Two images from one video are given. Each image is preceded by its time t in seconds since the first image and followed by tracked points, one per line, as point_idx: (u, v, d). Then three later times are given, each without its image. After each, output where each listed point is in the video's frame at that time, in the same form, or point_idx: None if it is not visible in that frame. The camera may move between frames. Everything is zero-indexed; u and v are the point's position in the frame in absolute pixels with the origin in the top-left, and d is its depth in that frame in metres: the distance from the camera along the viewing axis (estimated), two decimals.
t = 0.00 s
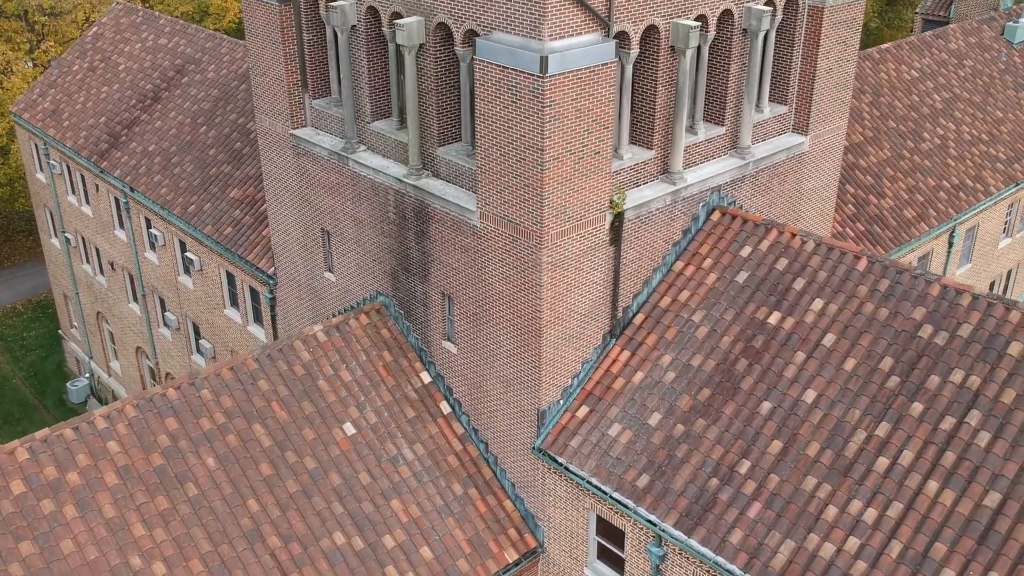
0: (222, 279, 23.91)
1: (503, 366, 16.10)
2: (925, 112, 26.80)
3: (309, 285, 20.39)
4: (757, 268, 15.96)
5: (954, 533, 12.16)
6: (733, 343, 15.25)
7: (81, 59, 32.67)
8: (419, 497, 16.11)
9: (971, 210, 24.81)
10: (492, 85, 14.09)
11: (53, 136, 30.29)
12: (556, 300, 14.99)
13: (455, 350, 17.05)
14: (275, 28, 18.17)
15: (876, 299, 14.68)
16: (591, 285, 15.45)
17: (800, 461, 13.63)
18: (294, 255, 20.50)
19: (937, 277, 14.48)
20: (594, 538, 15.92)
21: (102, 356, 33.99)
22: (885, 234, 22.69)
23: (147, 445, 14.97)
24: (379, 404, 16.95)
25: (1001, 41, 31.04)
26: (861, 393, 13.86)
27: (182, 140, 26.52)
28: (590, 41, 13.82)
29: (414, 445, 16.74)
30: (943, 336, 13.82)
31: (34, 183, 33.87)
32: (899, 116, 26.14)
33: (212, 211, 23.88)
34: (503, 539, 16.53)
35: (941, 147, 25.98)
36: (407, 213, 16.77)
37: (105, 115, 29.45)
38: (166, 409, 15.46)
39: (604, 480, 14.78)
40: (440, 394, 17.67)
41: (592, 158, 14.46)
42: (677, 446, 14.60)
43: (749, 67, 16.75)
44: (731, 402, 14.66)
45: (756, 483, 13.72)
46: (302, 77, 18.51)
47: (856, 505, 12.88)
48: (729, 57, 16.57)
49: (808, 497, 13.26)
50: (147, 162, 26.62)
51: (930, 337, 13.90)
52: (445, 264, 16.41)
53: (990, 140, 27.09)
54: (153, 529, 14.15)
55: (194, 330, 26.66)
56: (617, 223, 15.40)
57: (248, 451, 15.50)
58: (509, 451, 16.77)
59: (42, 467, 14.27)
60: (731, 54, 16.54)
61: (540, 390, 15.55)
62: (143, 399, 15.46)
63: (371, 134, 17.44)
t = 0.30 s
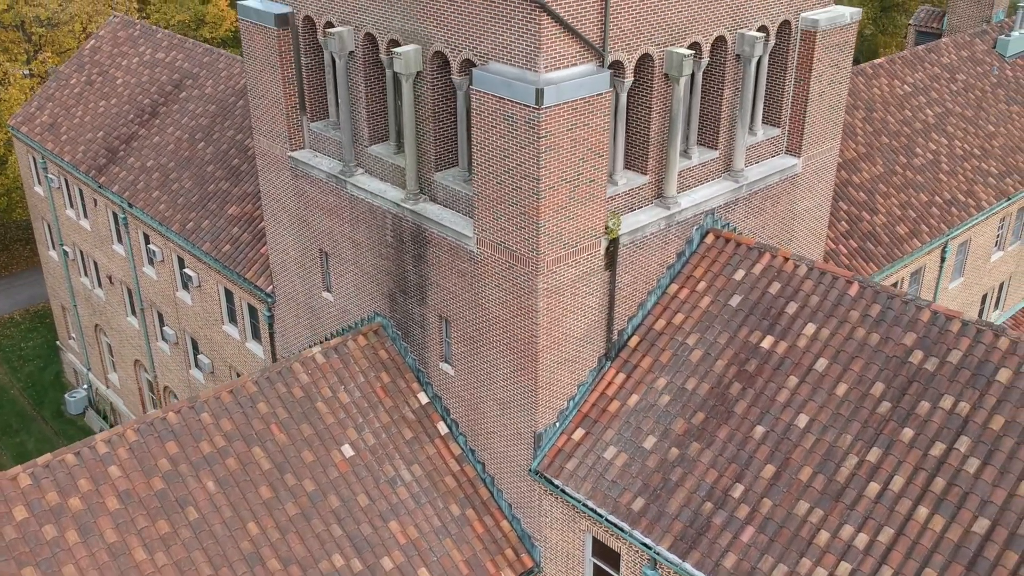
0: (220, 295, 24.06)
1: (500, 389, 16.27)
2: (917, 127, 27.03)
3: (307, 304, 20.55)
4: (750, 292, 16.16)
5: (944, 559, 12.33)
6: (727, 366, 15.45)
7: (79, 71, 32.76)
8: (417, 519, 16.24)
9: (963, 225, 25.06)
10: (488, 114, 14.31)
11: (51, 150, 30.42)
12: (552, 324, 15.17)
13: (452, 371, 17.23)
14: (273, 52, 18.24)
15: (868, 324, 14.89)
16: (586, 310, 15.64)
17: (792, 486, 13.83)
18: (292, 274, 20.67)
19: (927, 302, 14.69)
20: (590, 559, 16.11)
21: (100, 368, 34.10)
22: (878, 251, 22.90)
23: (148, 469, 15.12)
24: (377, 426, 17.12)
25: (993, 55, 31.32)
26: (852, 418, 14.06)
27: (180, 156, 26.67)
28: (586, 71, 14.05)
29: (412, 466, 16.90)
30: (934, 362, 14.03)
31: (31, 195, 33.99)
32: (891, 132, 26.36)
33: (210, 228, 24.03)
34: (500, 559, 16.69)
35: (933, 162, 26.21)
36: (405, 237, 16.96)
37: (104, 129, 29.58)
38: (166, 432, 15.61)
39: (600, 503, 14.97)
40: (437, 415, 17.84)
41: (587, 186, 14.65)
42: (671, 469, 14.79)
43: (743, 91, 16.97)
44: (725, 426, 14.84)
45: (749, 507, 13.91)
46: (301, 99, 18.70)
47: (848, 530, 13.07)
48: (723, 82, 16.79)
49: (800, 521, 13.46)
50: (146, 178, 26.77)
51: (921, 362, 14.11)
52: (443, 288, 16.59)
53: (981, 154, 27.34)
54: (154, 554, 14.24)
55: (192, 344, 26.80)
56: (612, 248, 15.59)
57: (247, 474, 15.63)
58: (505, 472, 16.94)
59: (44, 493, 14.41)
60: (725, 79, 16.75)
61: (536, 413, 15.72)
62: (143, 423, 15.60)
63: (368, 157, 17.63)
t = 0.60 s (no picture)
0: (219, 312, 24.23)
1: (497, 412, 16.45)
2: (910, 143, 27.27)
3: (306, 323, 20.73)
4: (744, 315, 16.38)
5: None
6: (721, 390, 15.65)
7: (77, 85, 32.91)
8: (415, 540, 16.40)
9: (956, 240, 25.31)
10: (485, 144, 14.51)
11: (50, 164, 30.57)
12: (549, 350, 15.36)
13: (450, 394, 17.42)
14: (272, 76, 18.43)
15: (860, 349, 15.11)
16: (582, 334, 15.83)
17: (786, 511, 14.03)
18: (290, 294, 20.84)
19: (919, 328, 14.90)
20: None
21: (98, 380, 34.26)
22: (871, 268, 23.12)
23: (149, 494, 15.26)
24: (375, 448, 17.30)
25: (986, 69, 31.60)
26: (844, 443, 14.27)
27: (178, 172, 26.83)
28: (582, 101, 14.25)
29: (410, 488, 17.07)
30: (925, 388, 14.24)
31: (30, 208, 34.13)
32: (885, 148, 26.59)
33: (209, 245, 24.20)
34: None
35: (926, 177, 26.44)
36: (403, 261, 17.15)
37: (102, 144, 29.76)
38: (167, 457, 15.76)
39: (596, 526, 15.16)
40: (436, 436, 18.03)
41: (583, 214, 14.85)
42: (666, 493, 14.98)
43: (737, 115, 17.20)
44: (719, 450, 15.04)
45: (743, 531, 14.10)
46: (299, 122, 18.90)
47: (840, 555, 13.25)
48: (717, 108, 17.02)
49: (793, 546, 13.66)
50: (144, 194, 26.93)
51: (912, 388, 14.32)
52: (440, 312, 16.78)
53: (974, 169, 27.59)
54: None
55: (191, 359, 26.97)
56: (608, 274, 15.78)
57: (248, 497, 15.77)
58: (503, 493, 17.13)
59: (47, 518, 14.55)
60: (719, 104, 16.98)
61: (533, 437, 15.91)
62: (145, 447, 15.75)
63: (367, 181, 17.83)
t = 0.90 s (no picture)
0: (219, 329, 24.41)
1: (494, 434, 16.64)
2: (903, 158, 27.50)
3: (304, 342, 20.91)
4: (738, 339, 16.60)
5: None
6: (715, 414, 15.86)
7: (76, 99, 33.05)
8: (413, 561, 16.57)
9: (949, 255, 25.56)
10: (482, 173, 14.71)
11: (49, 179, 30.71)
12: (546, 374, 15.55)
13: (448, 415, 17.61)
14: (271, 100, 18.63)
15: (851, 374, 15.34)
16: (578, 358, 16.03)
17: (779, 534, 14.22)
18: (289, 313, 21.02)
19: (909, 353, 15.13)
20: None
21: (97, 392, 34.42)
22: (864, 285, 23.35)
23: (151, 517, 15.41)
24: (374, 469, 17.49)
25: (978, 82, 31.86)
26: (836, 468, 14.48)
27: (177, 188, 27.00)
28: (578, 132, 14.47)
29: (408, 508, 17.26)
30: (915, 414, 14.46)
31: (29, 221, 34.27)
32: (878, 163, 26.81)
33: (208, 262, 24.38)
34: None
35: (919, 193, 26.67)
36: (401, 285, 17.34)
37: (101, 159, 29.91)
38: (168, 480, 15.92)
39: (592, 549, 15.36)
40: (433, 456, 18.23)
41: (578, 242, 15.08)
42: (661, 516, 15.17)
43: (730, 140, 17.44)
44: (713, 473, 15.23)
45: (737, 555, 14.28)
46: (298, 145, 19.10)
47: None
48: (710, 133, 17.26)
49: (786, 570, 13.85)
50: (143, 210, 27.09)
51: (903, 414, 14.54)
52: (438, 335, 16.97)
53: (967, 184, 27.84)
54: None
55: (190, 374, 27.13)
56: (604, 298, 15.99)
57: (248, 520, 15.91)
58: (500, 514, 17.33)
59: (49, 543, 14.69)
60: (713, 130, 17.22)
61: (530, 459, 16.10)
62: (146, 471, 15.90)
63: (365, 205, 18.03)
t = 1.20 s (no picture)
0: (218, 345, 24.60)
1: (492, 456, 16.84)
2: (898, 173, 27.72)
3: (303, 361, 21.09)
4: (733, 362, 16.82)
5: None
6: (710, 437, 16.06)
7: (76, 112, 33.23)
8: None
9: (943, 271, 25.79)
10: (480, 202, 14.92)
11: (49, 193, 30.91)
12: (543, 399, 15.76)
13: (446, 436, 17.81)
14: (271, 124, 18.83)
15: (844, 398, 15.57)
16: (575, 382, 16.24)
17: (773, 558, 14.38)
18: (288, 332, 21.20)
19: (901, 379, 15.34)
20: None
21: (97, 403, 34.60)
22: (859, 302, 23.56)
23: (153, 540, 15.59)
24: (373, 489, 17.68)
25: (972, 96, 32.08)
26: (829, 492, 14.68)
27: (177, 204, 27.20)
28: (574, 161, 14.69)
29: (407, 529, 17.45)
30: (907, 439, 14.66)
31: (29, 234, 34.47)
32: (873, 179, 27.03)
33: (208, 279, 24.57)
34: None
35: (913, 209, 26.89)
36: (400, 308, 17.55)
37: (101, 174, 30.12)
38: (170, 503, 16.09)
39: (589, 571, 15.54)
40: (432, 476, 18.43)
41: (575, 268, 15.29)
42: (657, 539, 15.35)
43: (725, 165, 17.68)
44: (708, 496, 15.42)
45: None
46: (298, 168, 19.31)
47: None
48: (705, 158, 17.50)
49: None
50: (144, 226, 27.29)
51: (894, 439, 14.75)
52: (436, 357, 17.17)
53: (961, 199, 28.06)
54: None
55: (190, 389, 27.31)
56: (600, 323, 16.20)
57: (248, 542, 16.08)
58: (498, 534, 17.52)
59: (52, 567, 14.87)
60: (707, 155, 17.45)
61: (527, 482, 16.30)
62: (148, 493, 16.08)
63: (364, 228, 18.23)
